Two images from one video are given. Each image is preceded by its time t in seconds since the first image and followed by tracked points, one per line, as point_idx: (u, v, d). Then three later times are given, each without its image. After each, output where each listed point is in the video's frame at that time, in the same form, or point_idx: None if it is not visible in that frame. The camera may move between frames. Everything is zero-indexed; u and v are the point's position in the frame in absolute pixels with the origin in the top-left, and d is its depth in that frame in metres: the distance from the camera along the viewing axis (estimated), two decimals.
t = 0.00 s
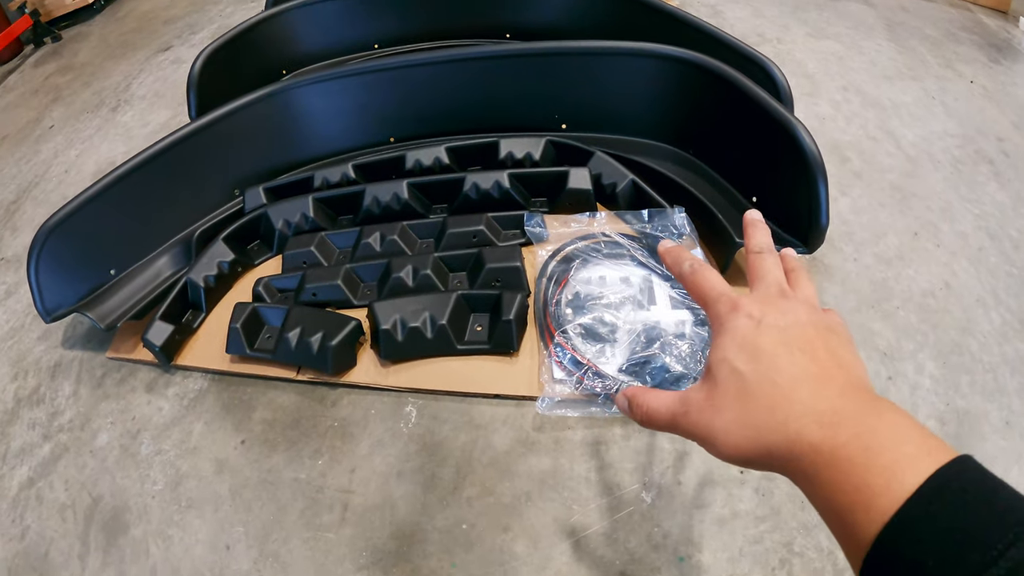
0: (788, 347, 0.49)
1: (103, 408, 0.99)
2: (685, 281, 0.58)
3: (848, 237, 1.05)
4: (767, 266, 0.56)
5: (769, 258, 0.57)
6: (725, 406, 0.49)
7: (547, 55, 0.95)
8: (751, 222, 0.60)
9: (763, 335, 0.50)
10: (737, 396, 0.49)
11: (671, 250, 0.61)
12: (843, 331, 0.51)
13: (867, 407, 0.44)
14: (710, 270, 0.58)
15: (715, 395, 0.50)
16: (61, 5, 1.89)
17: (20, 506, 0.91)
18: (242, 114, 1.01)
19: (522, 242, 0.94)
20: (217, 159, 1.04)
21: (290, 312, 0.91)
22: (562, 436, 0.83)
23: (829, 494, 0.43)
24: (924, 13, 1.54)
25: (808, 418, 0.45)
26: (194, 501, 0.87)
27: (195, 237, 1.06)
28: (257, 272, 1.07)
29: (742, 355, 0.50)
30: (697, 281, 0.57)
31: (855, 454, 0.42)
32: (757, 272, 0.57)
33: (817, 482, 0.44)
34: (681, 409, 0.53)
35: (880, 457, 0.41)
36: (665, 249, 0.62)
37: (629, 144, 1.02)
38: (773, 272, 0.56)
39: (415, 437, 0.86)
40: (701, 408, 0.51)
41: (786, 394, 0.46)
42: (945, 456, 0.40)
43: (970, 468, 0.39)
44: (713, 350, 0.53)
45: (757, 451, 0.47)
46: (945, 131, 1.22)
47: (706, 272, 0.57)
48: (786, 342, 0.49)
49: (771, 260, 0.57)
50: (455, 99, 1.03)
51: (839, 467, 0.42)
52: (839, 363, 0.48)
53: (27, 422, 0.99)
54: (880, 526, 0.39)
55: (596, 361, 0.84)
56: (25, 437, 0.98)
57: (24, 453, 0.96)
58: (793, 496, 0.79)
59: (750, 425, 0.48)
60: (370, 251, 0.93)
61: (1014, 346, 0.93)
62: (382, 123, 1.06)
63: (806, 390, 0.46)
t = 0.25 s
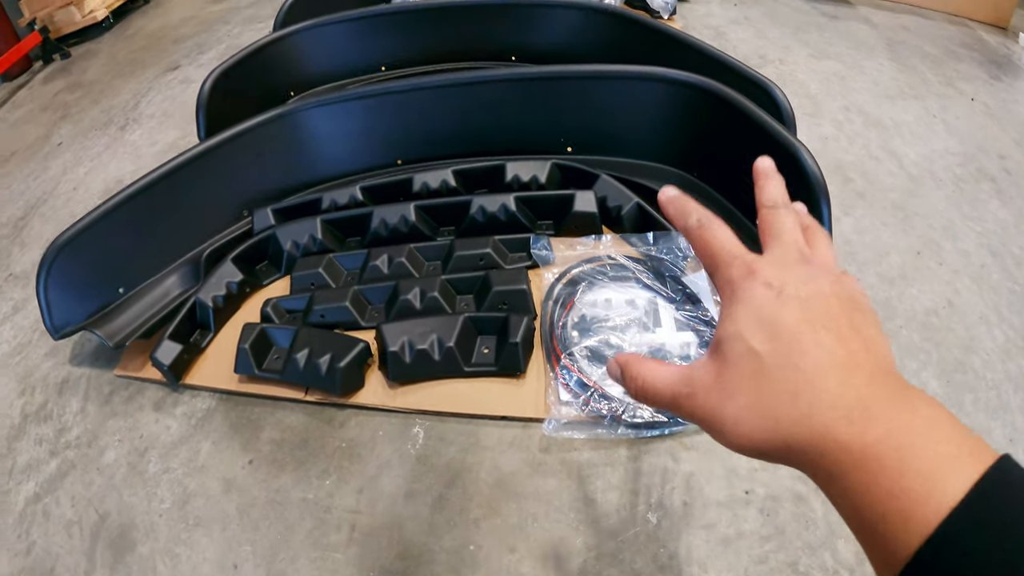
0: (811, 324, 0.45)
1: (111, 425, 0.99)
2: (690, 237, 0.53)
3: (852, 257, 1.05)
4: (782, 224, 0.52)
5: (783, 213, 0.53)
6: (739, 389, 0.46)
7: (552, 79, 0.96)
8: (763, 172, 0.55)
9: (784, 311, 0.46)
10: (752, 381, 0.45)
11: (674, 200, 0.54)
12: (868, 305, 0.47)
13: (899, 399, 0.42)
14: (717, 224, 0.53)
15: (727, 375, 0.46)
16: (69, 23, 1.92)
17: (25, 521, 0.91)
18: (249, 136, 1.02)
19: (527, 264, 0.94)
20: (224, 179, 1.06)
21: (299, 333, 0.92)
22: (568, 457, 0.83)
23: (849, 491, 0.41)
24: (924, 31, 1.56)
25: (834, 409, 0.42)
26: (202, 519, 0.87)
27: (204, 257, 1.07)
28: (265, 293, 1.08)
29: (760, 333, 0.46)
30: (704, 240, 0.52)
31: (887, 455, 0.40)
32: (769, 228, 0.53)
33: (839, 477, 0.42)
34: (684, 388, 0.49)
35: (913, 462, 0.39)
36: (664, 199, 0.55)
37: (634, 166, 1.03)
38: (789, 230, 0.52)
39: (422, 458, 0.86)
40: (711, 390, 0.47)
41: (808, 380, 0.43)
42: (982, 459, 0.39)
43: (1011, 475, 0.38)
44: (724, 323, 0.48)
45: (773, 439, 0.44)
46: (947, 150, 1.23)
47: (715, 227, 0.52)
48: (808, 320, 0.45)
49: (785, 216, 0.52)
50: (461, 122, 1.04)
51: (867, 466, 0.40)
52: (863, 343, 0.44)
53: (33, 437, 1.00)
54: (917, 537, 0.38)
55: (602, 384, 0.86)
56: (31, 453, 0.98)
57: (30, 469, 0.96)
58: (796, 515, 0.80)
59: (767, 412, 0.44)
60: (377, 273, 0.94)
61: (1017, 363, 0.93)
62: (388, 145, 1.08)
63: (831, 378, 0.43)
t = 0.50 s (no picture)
0: (786, 360, 0.41)
1: (122, 450, 1.01)
2: (665, 251, 0.48)
3: (852, 291, 1.07)
4: (759, 244, 0.47)
5: (761, 232, 0.48)
6: (704, 427, 0.41)
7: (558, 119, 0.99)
8: (732, 191, 0.51)
9: (756, 342, 0.41)
10: (720, 414, 0.40)
11: (656, 216, 0.50)
12: (841, 339, 0.43)
13: (870, 445, 0.39)
14: (693, 241, 0.47)
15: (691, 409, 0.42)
16: (82, 47, 2.03)
17: (36, 542, 0.93)
18: (262, 170, 1.05)
19: (535, 299, 0.97)
20: (237, 213, 1.08)
21: (311, 365, 0.94)
22: (573, 488, 0.84)
23: (816, 536, 0.38)
24: (922, 64, 1.62)
25: (803, 450, 0.38)
26: (212, 545, 0.87)
27: (217, 288, 1.10)
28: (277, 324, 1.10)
29: (729, 365, 0.41)
30: (678, 255, 0.47)
31: (860, 508, 0.37)
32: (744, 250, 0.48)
33: (801, 520, 0.39)
34: (646, 413, 0.43)
35: (886, 513, 0.37)
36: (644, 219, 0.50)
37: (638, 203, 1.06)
38: (763, 249, 0.47)
39: (430, 489, 0.87)
40: (674, 422, 0.41)
41: (775, 416, 0.39)
42: (949, 505, 0.37)
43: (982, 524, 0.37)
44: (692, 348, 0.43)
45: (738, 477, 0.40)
46: (945, 181, 1.26)
47: (691, 243, 0.47)
48: (779, 355, 0.41)
49: (764, 235, 0.48)
50: (468, 159, 1.07)
51: (835, 513, 0.37)
52: (835, 379, 0.41)
53: (44, 459, 1.03)
54: None
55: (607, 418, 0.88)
56: (42, 475, 1.01)
57: (42, 490, 0.99)
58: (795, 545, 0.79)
59: (735, 447, 0.40)
60: (388, 306, 0.97)
61: (1016, 391, 0.93)
62: (399, 181, 1.11)
63: (800, 417, 0.39)
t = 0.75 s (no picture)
0: (807, 416, 0.45)
1: (124, 473, 1.01)
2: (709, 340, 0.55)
3: (857, 320, 1.06)
4: (790, 331, 0.53)
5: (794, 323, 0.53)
6: (737, 466, 0.45)
7: (563, 149, 1.00)
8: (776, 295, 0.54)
9: (781, 399, 0.47)
10: (750, 459, 0.45)
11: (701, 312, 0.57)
12: (863, 406, 0.47)
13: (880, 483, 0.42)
14: (732, 329, 0.54)
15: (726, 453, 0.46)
16: (94, 69, 2.14)
17: (33, 562, 0.92)
18: (272, 196, 1.07)
19: (541, 330, 0.97)
20: (247, 239, 1.10)
21: (316, 393, 0.93)
22: (580, 520, 0.83)
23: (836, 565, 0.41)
24: (925, 92, 1.64)
25: (819, 486, 0.42)
26: (213, 572, 0.86)
27: (222, 313, 1.10)
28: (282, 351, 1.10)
29: (758, 418, 0.46)
30: (720, 342, 0.54)
31: (867, 529, 0.40)
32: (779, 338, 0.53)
33: (826, 554, 0.41)
34: (688, 460, 0.48)
35: (890, 532, 0.39)
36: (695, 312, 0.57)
37: (645, 234, 1.06)
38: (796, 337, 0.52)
39: (435, 519, 0.86)
40: (711, 467, 0.46)
41: (793, 460, 0.43)
42: (953, 528, 0.39)
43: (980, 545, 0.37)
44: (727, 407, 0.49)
45: (765, 517, 0.44)
46: (949, 209, 1.26)
47: (732, 330, 0.54)
48: (802, 409, 0.46)
49: (795, 326, 0.53)
50: (475, 189, 1.08)
51: (851, 545, 0.40)
52: (850, 431, 0.45)
53: (45, 479, 1.03)
54: None
55: (613, 449, 0.86)
56: (42, 495, 1.01)
57: (41, 510, 0.99)
58: None
59: (762, 486, 0.44)
60: (394, 336, 0.97)
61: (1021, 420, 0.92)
62: (407, 211, 1.11)
63: (816, 460, 0.43)
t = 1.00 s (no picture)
0: (850, 374, 0.40)
1: (136, 498, 1.02)
2: (753, 272, 0.49)
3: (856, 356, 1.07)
4: (837, 280, 0.47)
5: (842, 273, 0.48)
6: (769, 414, 0.40)
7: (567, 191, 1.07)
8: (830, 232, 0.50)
9: (823, 353, 0.41)
10: (787, 412, 0.40)
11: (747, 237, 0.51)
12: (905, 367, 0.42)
13: (919, 451, 0.37)
14: (779, 265, 0.48)
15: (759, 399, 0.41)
16: (108, 97, 2.35)
17: None
18: (291, 231, 1.13)
19: (548, 368, 1.02)
20: (266, 273, 1.15)
21: (330, 426, 0.97)
22: (584, 552, 0.84)
23: (861, 529, 0.37)
24: (924, 129, 1.70)
25: (857, 447, 0.37)
26: None
27: (237, 344, 1.13)
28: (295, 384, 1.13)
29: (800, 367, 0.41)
30: (764, 278, 0.48)
31: (906, 499, 0.35)
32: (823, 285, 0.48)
33: (853, 520, 0.37)
34: (722, 403, 0.43)
35: (928, 506, 0.35)
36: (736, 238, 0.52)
37: (649, 274, 1.12)
38: (843, 287, 0.47)
39: (443, 549, 0.87)
40: (743, 412, 0.41)
41: (830, 414, 0.39)
42: (987, 508, 0.35)
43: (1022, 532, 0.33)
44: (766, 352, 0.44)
45: (798, 473, 0.39)
46: (946, 245, 1.29)
47: (778, 267, 0.48)
48: (846, 365, 0.41)
49: (844, 278, 0.47)
50: (485, 229, 1.15)
51: (883, 515, 0.36)
52: (894, 394, 0.40)
53: (56, 501, 1.04)
54: None
55: (617, 483, 0.89)
56: (53, 517, 1.02)
57: (52, 532, 1.00)
58: None
59: (796, 440, 0.39)
60: (405, 371, 1.02)
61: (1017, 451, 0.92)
62: (421, 249, 1.18)
63: (859, 423, 0.38)
